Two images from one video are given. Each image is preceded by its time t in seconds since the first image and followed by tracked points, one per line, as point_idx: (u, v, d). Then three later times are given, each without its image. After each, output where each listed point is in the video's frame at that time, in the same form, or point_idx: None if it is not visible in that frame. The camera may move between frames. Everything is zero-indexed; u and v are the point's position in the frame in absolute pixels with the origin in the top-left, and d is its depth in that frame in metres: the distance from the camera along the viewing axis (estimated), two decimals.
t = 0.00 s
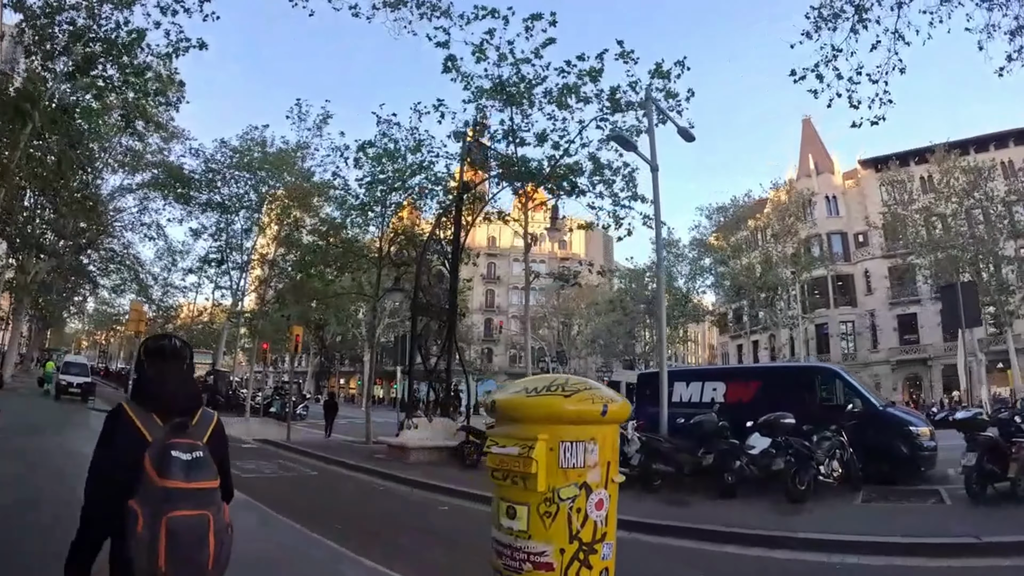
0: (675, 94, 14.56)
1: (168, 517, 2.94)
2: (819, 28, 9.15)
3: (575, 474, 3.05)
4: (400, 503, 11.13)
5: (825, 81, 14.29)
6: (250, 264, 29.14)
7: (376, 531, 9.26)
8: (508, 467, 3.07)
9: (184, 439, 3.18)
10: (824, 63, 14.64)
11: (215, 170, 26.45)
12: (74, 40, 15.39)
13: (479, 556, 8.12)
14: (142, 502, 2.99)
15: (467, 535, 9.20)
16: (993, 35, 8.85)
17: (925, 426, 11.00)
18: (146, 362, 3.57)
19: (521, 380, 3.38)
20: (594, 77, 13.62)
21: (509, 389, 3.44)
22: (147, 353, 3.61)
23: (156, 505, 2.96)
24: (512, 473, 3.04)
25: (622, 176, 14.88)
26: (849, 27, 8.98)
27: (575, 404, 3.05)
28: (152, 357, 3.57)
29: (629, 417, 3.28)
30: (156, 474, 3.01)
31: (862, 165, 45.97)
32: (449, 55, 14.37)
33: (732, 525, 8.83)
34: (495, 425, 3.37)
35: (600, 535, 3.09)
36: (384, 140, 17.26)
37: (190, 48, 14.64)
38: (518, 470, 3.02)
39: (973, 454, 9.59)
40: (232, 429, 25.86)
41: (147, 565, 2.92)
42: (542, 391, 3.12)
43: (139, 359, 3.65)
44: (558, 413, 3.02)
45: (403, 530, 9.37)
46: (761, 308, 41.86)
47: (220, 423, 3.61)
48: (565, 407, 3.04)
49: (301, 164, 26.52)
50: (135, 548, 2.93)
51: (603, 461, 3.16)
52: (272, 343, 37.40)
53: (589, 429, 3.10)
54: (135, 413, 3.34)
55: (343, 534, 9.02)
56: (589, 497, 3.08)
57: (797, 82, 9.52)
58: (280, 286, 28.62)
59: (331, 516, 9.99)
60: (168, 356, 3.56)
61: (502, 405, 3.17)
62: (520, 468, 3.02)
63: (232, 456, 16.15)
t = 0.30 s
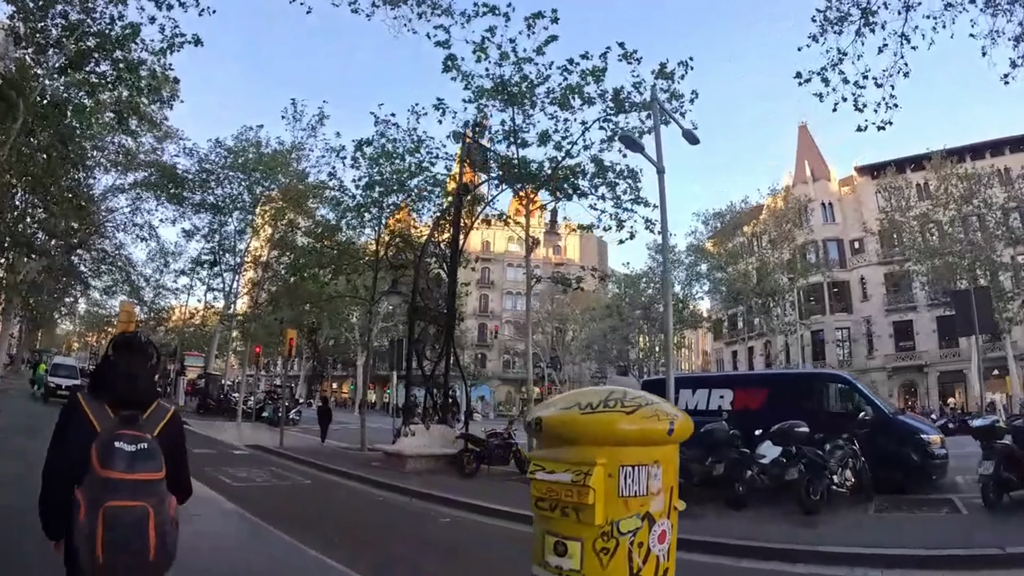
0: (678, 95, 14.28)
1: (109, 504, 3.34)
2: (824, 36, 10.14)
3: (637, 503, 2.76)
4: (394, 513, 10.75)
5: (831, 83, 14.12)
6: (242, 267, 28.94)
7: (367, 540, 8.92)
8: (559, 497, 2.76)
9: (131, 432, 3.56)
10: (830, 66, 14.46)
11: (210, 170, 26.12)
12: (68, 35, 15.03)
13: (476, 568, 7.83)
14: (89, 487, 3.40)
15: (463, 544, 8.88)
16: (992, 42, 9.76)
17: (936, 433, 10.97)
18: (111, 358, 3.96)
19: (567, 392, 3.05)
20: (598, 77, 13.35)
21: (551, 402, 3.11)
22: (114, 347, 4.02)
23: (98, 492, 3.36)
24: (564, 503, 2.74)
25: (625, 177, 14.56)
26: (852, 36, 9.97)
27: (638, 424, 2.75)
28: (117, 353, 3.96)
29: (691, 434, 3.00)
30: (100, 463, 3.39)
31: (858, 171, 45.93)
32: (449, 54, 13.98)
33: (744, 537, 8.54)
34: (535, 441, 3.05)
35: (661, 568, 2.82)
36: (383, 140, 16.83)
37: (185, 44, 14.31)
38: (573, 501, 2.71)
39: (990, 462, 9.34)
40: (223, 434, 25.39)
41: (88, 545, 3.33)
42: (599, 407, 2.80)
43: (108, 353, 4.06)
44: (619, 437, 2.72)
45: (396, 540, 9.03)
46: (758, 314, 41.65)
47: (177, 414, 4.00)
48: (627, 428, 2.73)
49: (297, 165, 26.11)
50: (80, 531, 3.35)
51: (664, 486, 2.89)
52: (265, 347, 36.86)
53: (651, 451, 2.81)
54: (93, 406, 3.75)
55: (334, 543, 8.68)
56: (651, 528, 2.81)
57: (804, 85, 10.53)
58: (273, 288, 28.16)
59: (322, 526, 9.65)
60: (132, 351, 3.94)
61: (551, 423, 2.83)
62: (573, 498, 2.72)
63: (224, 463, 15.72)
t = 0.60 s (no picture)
0: (685, 94, 14.05)
1: (83, 513, 3.30)
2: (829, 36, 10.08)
3: (728, 518, 2.58)
4: (392, 519, 10.40)
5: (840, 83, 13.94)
6: (237, 268, 28.81)
7: (366, 547, 8.61)
8: (643, 512, 2.54)
9: (107, 441, 3.52)
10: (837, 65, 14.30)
11: (205, 170, 25.88)
12: (62, 29, 14.72)
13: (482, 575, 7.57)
14: (61, 495, 3.36)
15: (466, 551, 8.58)
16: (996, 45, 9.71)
17: (948, 435, 10.78)
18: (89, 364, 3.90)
19: (636, 396, 2.84)
20: (604, 75, 13.12)
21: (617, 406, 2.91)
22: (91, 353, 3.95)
23: (72, 501, 3.32)
24: (649, 520, 2.52)
25: (630, 177, 14.35)
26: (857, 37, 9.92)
27: (728, 429, 2.57)
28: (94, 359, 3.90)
29: (776, 441, 2.85)
30: (75, 472, 3.36)
31: (855, 175, 45.91)
32: (452, 51, 13.75)
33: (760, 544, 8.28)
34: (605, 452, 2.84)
35: None
36: (383, 140, 16.52)
37: (183, 38, 14.09)
38: (659, 516, 2.50)
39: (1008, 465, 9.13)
40: (218, 437, 25.02)
41: (60, 553, 3.29)
42: (685, 411, 2.59)
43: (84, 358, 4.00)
44: (710, 442, 2.53)
45: (396, 546, 8.71)
46: (756, 318, 41.49)
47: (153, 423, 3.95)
48: (718, 431, 2.54)
49: (294, 164, 25.82)
50: (54, 539, 3.31)
51: (753, 497, 2.73)
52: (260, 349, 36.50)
53: (740, 458, 2.64)
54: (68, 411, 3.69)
55: (332, 550, 8.37)
56: (742, 544, 2.63)
57: (810, 86, 10.43)
58: (268, 290, 27.80)
59: (320, 532, 9.32)
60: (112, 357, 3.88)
61: (631, 430, 2.62)
62: (659, 514, 2.51)
63: (219, 468, 15.37)
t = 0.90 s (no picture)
0: (693, 92, 13.84)
1: (84, 497, 3.21)
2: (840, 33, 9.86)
3: (850, 540, 2.26)
4: (395, 527, 10.07)
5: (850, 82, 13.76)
6: (234, 269, 28.61)
7: (369, 556, 8.28)
8: (759, 538, 2.17)
9: (100, 430, 3.47)
10: (846, 64, 14.14)
11: (202, 170, 25.66)
12: (59, 24, 14.44)
13: None
14: (55, 486, 3.22)
15: (474, 559, 8.27)
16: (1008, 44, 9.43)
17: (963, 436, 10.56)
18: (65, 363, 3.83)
19: (729, 400, 2.45)
20: (611, 73, 12.93)
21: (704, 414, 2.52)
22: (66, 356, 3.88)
23: (72, 488, 3.22)
24: (767, 546, 2.15)
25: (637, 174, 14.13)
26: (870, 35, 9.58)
27: (851, 437, 2.22)
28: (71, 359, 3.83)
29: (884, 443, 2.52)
30: (71, 459, 3.27)
31: (855, 177, 45.81)
32: (457, 46, 13.53)
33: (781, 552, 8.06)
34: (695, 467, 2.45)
35: None
36: (384, 138, 16.18)
37: (182, 34, 13.81)
38: (780, 543, 2.13)
39: None
40: (215, 440, 24.73)
41: (60, 543, 3.14)
42: (805, 415, 2.21)
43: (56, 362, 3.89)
44: (833, 453, 2.18)
45: (403, 555, 8.44)
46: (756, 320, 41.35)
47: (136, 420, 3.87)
48: (842, 441, 2.20)
49: (294, 165, 25.65)
50: (47, 530, 3.16)
51: (867, 512, 2.41)
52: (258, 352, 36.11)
53: (862, 470, 2.29)
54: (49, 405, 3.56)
55: (333, 559, 8.05)
56: (861, 567, 2.31)
57: (820, 84, 10.08)
58: (266, 291, 27.51)
59: (321, 541, 8.97)
60: (92, 353, 3.82)
61: (741, 443, 2.22)
62: (778, 541, 2.15)
63: (217, 473, 15.04)
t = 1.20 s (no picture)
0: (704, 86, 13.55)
1: (27, 488, 3.57)
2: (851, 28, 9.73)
3: (1011, 536, 2.27)
4: (401, 531, 9.81)
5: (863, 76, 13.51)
6: (233, 268, 28.27)
7: (377, 562, 7.96)
8: (926, 540, 2.16)
9: (53, 423, 3.79)
10: (859, 58, 13.90)
11: (201, 167, 25.33)
12: (56, 16, 14.15)
13: None
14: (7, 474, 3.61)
15: (487, 562, 7.94)
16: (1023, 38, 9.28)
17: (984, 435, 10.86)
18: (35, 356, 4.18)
19: (867, 380, 2.44)
20: (619, 65, 12.64)
21: (824, 400, 2.48)
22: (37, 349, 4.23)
23: (19, 478, 3.58)
24: (935, 548, 2.15)
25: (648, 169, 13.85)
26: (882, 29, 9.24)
27: (1013, 423, 2.22)
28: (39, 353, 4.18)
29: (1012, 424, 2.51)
30: (22, 451, 3.62)
31: (856, 177, 45.58)
32: (463, 38, 13.28)
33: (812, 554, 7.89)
34: (824, 458, 2.41)
35: None
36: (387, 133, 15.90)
37: (183, 26, 13.49)
38: (951, 544, 2.14)
39: None
40: (214, 441, 24.40)
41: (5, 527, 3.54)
42: (965, 395, 2.19)
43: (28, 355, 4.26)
44: (996, 442, 2.19)
45: (408, 560, 8.19)
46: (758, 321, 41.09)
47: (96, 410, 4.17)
48: (1002, 422, 2.19)
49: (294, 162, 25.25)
50: None
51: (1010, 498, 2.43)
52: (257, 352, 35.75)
53: (1018, 457, 2.30)
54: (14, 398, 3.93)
55: (337, 566, 7.77)
56: (1017, 561, 2.33)
57: (831, 78, 9.78)
58: (265, 291, 27.13)
59: (327, 547, 8.63)
60: (56, 349, 4.14)
61: (902, 430, 2.16)
62: (949, 541, 2.15)
63: (219, 477, 14.73)
